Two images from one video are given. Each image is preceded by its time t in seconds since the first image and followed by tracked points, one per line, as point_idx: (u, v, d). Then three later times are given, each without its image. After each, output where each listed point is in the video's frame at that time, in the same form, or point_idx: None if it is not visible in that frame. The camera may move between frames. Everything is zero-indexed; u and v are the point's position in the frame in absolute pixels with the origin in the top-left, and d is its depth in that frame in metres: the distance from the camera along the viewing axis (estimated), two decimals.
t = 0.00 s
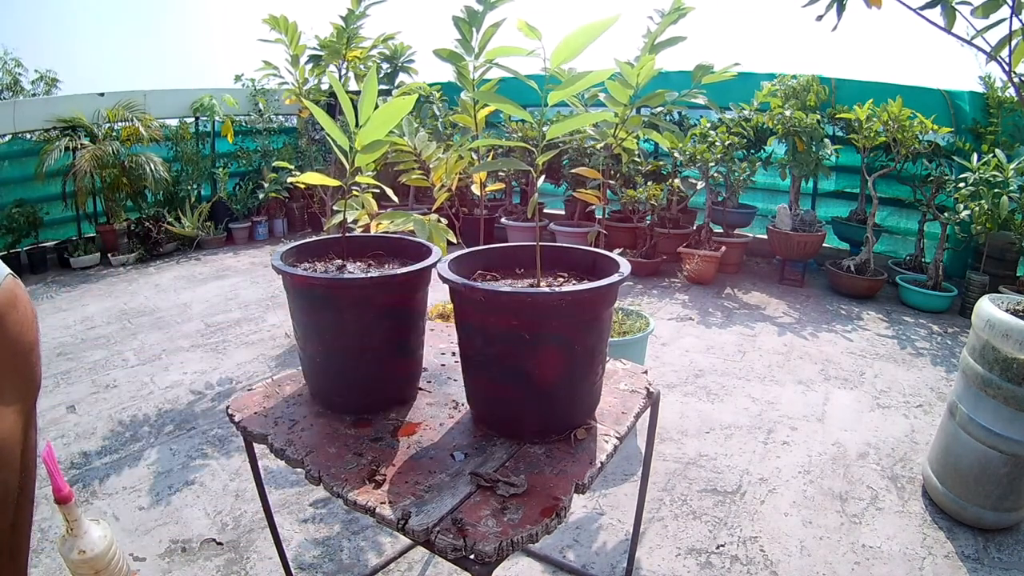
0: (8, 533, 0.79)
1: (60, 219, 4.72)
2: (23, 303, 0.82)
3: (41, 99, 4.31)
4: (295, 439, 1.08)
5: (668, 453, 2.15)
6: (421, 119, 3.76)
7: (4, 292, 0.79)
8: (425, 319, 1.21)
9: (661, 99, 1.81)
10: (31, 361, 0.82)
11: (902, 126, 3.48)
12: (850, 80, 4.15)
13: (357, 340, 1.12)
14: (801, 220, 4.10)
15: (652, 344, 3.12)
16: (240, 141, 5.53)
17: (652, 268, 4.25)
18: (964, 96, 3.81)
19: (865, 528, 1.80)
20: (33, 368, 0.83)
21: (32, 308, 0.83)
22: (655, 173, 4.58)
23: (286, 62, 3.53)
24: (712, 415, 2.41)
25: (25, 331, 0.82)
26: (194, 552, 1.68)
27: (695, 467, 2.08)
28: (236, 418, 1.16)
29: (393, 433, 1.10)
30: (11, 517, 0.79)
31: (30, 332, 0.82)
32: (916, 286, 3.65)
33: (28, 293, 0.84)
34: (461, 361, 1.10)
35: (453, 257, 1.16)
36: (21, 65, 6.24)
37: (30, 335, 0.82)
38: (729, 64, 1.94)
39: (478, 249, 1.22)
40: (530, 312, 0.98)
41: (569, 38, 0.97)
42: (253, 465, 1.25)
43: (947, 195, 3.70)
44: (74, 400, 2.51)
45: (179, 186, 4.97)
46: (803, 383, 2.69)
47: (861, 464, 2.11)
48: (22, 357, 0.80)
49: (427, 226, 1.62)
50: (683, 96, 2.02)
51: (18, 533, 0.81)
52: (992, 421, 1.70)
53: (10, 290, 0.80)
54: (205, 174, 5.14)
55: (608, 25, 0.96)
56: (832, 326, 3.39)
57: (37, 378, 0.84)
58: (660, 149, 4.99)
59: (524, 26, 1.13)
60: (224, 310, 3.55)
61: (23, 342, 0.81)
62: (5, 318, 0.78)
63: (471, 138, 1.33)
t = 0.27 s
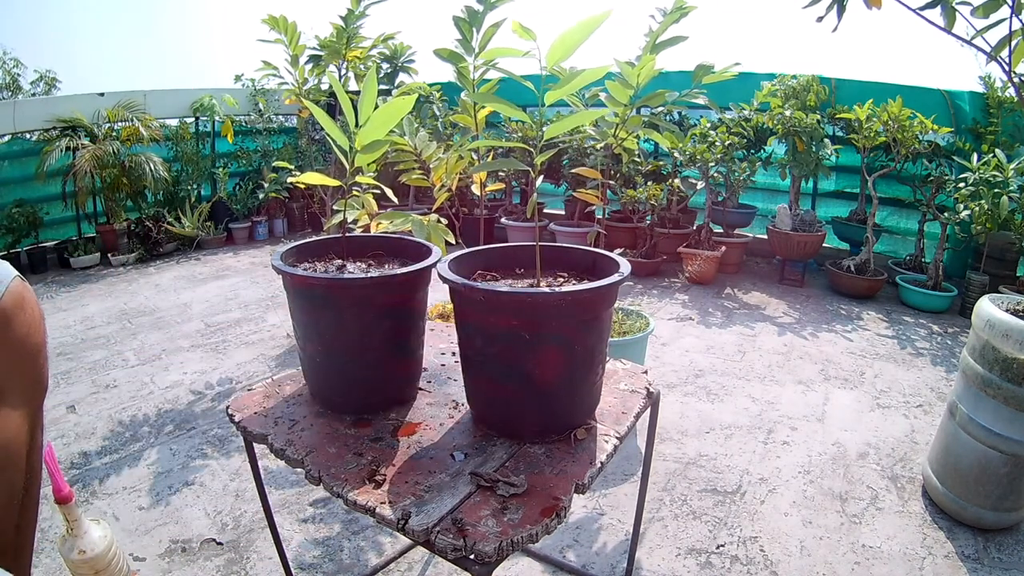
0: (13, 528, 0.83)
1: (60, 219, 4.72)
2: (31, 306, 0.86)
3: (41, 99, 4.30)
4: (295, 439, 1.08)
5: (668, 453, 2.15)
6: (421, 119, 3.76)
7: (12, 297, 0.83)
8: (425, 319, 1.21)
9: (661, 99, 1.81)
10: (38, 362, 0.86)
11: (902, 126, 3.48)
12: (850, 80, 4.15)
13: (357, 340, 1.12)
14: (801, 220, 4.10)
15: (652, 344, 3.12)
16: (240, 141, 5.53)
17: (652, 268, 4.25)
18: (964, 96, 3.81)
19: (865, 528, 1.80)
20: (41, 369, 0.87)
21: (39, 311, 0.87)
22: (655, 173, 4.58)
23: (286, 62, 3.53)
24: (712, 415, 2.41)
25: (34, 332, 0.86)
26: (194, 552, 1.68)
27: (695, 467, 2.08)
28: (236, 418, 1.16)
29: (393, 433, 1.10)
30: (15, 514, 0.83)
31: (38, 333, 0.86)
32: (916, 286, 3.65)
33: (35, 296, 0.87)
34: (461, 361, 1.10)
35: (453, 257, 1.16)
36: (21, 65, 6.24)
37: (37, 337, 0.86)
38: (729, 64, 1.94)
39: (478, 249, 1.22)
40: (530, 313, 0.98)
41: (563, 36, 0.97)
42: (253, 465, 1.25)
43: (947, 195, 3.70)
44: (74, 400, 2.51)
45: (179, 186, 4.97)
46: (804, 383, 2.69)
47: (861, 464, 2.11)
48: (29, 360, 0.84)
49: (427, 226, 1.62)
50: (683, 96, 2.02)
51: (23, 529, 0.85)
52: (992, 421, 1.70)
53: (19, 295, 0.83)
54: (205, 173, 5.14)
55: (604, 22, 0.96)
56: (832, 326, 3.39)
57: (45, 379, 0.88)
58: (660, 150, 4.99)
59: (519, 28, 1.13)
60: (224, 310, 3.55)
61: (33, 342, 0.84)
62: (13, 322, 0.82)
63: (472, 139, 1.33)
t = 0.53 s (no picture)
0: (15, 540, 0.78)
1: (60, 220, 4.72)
2: (38, 312, 0.83)
3: (41, 99, 4.31)
4: (295, 439, 1.08)
5: (668, 453, 2.16)
6: (421, 119, 3.76)
7: (19, 302, 0.81)
8: (425, 319, 1.21)
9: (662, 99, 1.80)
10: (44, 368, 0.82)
11: (902, 126, 3.48)
12: (850, 80, 4.15)
13: (357, 341, 1.12)
14: (801, 220, 4.10)
15: (652, 344, 3.12)
16: (240, 141, 5.52)
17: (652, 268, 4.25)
18: (964, 96, 3.81)
19: (865, 528, 1.80)
20: (47, 375, 0.83)
21: (47, 318, 0.85)
22: (655, 173, 4.58)
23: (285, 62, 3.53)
24: (712, 415, 2.41)
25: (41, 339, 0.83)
26: (194, 552, 1.68)
27: (695, 467, 2.08)
28: (236, 418, 1.16)
29: (393, 433, 1.10)
30: (19, 524, 0.78)
31: (46, 339, 0.83)
32: (916, 286, 3.65)
33: (43, 302, 0.85)
34: (461, 361, 1.10)
35: (454, 257, 1.16)
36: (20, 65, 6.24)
37: (45, 343, 0.83)
38: (729, 64, 1.93)
39: (478, 249, 1.22)
40: (530, 313, 0.98)
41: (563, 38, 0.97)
42: (253, 465, 1.25)
43: (947, 195, 3.70)
44: (74, 400, 2.51)
45: (179, 186, 4.97)
46: (804, 383, 2.69)
47: (861, 464, 2.11)
48: (34, 364, 0.80)
49: (427, 227, 1.62)
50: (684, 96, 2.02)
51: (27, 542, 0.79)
52: (992, 421, 1.70)
53: (25, 300, 0.81)
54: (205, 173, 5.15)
55: (604, 23, 0.96)
56: (832, 326, 3.39)
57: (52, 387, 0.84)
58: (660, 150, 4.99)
59: (520, 27, 1.13)
60: (224, 310, 3.55)
61: (39, 348, 0.81)
62: (17, 325, 0.79)
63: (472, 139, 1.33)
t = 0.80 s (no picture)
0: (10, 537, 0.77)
1: (60, 219, 4.72)
2: (29, 306, 0.80)
3: (41, 99, 4.30)
4: (295, 439, 1.08)
5: (668, 453, 2.16)
6: (421, 119, 3.76)
7: (11, 298, 0.78)
8: (425, 319, 1.21)
9: (661, 99, 1.80)
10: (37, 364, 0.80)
11: (902, 126, 3.48)
12: (850, 80, 4.15)
13: (357, 340, 1.12)
14: (801, 220, 4.10)
15: (652, 344, 3.12)
16: (240, 141, 5.52)
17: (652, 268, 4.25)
18: (964, 96, 3.81)
19: (865, 528, 1.80)
20: (40, 370, 0.81)
21: (39, 311, 0.82)
22: (654, 173, 4.58)
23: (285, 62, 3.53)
24: (712, 415, 2.41)
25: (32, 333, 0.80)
26: (194, 552, 1.68)
27: (695, 467, 2.08)
28: (236, 418, 1.16)
29: (393, 433, 1.10)
30: (15, 520, 0.77)
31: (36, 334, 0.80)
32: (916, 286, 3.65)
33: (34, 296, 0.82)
34: (461, 361, 1.10)
35: (453, 257, 1.16)
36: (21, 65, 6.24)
37: (37, 339, 0.80)
38: (729, 64, 1.93)
39: (478, 249, 1.22)
40: (530, 313, 0.98)
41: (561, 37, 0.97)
42: (252, 465, 1.25)
43: (947, 195, 3.70)
44: (74, 400, 2.51)
45: (179, 186, 4.97)
46: (804, 383, 2.69)
47: (861, 464, 2.11)
48: (30, 361, 0.79)
49: (427, 227, 1.62)
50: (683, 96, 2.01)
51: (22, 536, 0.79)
52: (992, 421, 1.70)
53: (18, 296, 0.78)
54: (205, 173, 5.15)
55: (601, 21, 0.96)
56: (832, 326, 3.39)
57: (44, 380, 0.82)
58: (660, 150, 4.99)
59: (515, 28, 1.13)
60: (224, 310, 3.55)
61: (33, 344, 0.79)
62: (11, 322, 0.77)
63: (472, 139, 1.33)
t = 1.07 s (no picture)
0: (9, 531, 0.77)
1: (60, 219, 4.71)
2: (25, 302, 0.80)
3: (41, 99, 4.30)
4: (295, 439, 1.08)
5: (668, 453, 2.16)
6: (421, 119, 3.76)
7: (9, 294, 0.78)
8: (425, 319, 1.21)
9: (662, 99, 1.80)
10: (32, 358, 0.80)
11: (902, 126, 3.48)
12: (850, 80, 4.15)
13: (357, 340, 1.12)
14: (801, 220, 4.10)
15: (652, 344, 3.12)
16: (240, 141, 5.52)
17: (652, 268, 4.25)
18: (964, 96, 3.81)
19: (865, 528, 1.80)
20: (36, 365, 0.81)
21: (33, 307, 0.82)
22: (655, 172, 4.58)
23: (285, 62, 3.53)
24: (712, 415, 2.41)
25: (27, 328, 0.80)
26: (194, 552, 1.68)
27: (695, 467, 2.08)
28: (236, 418, 1.16)
29: (393, 433, 1.10)
30: (12, 515, 0.77)
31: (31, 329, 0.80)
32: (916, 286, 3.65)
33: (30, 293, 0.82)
34: (461, 361, 1.10)
35: (453, 257, 1.16)
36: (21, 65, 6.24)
37: (32, 334, 0.81)
38: (730, 63, 1.93)
39: (478, 249, 1.22)
40: (529, 313, 0.98)
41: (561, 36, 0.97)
42: (253, 465, 1.25)
43: (947, 195, 3.70)
44: (74, 400, 2.51)
45: (179, 186, 4.97)
46: (804, 383, 2.69)
47: (861, 464, 2.11)
48: (25, 353, 0.79)
49: (427, 227, 1.62)
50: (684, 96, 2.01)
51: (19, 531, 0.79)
52: (992, 421, 1.70)
53: (14, 291, 0.78)
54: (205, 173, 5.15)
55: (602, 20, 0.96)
56: (832, 326, 3.39)
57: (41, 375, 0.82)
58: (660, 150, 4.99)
59: (515, 29, 1.13)
60: (224, 310, 3.55)
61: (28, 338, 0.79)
62: (8, 317, 0.77)
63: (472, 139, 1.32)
